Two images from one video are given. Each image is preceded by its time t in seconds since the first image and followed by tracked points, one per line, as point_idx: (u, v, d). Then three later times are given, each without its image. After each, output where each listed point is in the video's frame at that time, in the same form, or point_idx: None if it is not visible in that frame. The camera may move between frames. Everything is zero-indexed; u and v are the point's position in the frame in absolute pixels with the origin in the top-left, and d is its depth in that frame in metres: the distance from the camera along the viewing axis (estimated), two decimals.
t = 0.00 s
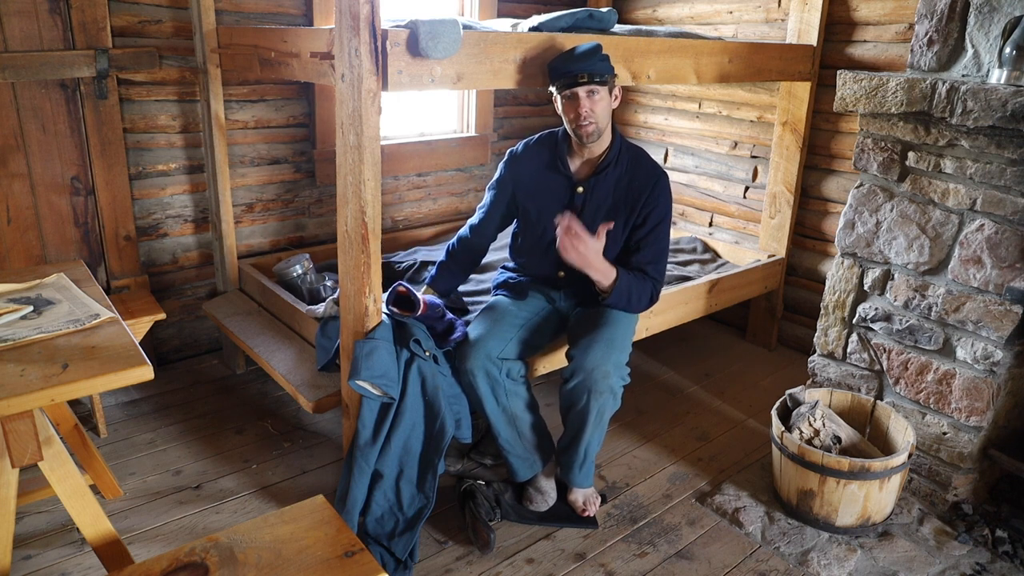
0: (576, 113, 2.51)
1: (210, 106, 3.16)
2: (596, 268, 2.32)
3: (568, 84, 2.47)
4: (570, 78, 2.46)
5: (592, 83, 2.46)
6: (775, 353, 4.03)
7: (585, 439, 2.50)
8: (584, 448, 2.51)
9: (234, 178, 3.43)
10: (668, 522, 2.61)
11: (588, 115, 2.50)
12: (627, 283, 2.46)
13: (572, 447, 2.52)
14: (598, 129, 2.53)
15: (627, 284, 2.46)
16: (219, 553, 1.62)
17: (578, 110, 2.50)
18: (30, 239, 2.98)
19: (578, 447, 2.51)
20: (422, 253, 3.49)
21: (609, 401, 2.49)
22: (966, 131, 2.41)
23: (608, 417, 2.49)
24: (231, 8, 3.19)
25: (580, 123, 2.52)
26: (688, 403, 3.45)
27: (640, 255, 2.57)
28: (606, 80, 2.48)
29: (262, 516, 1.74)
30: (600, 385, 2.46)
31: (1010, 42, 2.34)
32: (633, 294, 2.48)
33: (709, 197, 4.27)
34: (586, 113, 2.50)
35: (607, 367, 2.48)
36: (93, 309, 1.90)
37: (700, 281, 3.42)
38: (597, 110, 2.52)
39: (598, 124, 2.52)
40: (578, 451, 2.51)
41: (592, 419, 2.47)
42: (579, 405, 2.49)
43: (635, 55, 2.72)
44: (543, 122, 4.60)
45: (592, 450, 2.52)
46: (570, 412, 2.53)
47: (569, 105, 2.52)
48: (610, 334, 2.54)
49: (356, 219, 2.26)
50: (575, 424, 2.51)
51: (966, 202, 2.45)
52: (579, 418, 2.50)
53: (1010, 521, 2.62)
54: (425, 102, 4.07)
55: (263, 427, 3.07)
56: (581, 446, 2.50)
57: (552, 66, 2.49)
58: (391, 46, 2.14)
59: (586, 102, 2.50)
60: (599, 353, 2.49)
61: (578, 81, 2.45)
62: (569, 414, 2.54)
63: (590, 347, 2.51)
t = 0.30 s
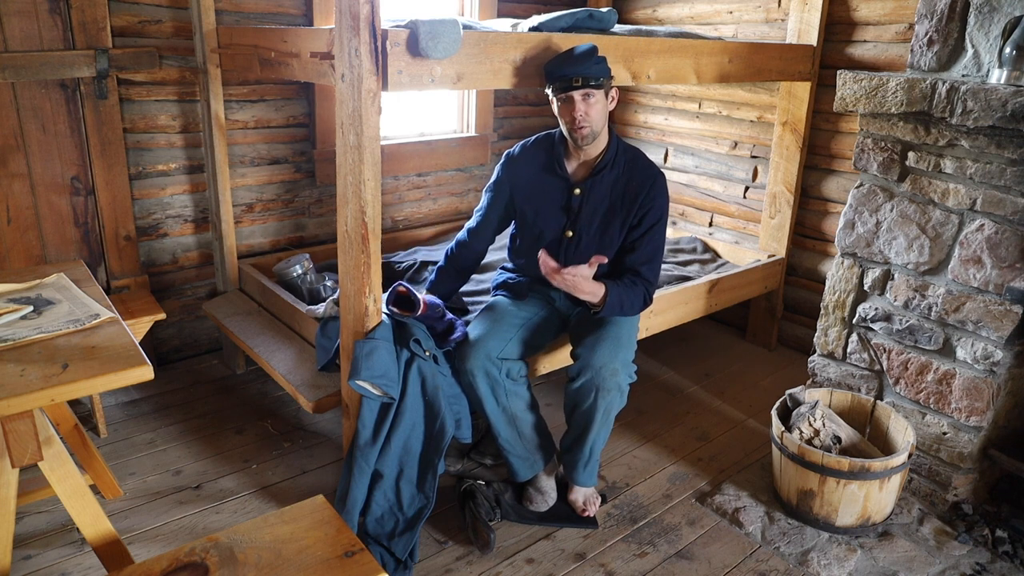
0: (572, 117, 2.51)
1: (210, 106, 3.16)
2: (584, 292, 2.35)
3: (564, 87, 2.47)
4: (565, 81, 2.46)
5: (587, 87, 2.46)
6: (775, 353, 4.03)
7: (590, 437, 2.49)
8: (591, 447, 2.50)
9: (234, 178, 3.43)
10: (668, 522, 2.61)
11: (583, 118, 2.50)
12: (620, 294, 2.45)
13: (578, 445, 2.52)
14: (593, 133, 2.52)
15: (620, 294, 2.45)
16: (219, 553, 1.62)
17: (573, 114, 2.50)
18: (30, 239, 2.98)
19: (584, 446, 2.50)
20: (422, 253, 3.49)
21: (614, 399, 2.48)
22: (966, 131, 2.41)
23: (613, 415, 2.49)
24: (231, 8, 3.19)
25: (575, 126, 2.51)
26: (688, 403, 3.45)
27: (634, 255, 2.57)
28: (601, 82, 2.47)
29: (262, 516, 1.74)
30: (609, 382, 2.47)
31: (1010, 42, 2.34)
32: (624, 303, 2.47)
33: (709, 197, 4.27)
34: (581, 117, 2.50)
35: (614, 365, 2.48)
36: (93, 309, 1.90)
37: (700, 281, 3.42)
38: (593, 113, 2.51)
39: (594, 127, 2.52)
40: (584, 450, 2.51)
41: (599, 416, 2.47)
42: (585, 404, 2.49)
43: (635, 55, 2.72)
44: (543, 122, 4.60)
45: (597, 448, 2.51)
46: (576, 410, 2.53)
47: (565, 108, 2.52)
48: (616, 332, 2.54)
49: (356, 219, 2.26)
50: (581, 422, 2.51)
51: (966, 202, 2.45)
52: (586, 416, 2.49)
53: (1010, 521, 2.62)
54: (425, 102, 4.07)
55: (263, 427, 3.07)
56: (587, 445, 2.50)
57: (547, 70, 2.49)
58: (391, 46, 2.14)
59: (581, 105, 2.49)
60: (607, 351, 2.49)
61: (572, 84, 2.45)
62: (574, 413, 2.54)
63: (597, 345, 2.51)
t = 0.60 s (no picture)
0: (571, 116, 2.51)
1: (210, 106, 3.16)
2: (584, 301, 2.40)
3: (563, 86, 2.47)
4: (564, 80, 2.46)
5: (586, 87, 2.46)
6: (775, 353, 4.03)
7: (590, 437, 2.49)
8: (591, 446, 2.50)
9: (234, 178, 3.43)
10: (668, 522, 2.61)
11: (582, 118, 2.50)
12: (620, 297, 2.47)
13: (578, 445, 2.52)
14: (592, 133, 2.53)
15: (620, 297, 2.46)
16: (219, 553, 1.62)
17: (572, 113, 2.51)
18: (30, 239, 2.98)
19: (584, 445, 2.50)
20: (422, 253, 3.49)
21: (615, 399, 2.48)
22: (966, 131, 2.41)
23: (613, 414, 2.49)
24: (231, 8, 3.19)
25: (574, 126, 2.52)
26: (688, 403, 3.45)
27: (634, 255, 2.57)
28: (600, 82, 2.47)
29: (262, 516, 1.74)
30: (608, 382, 2.47)
31: (1010, 42, 2.34)
32: (624, 306, 2.48)
33: (709, 197, 4.27)
34: (580, 117, 2.50)
35: (615, 365, 2.48)
36: (93, 309, 1.90)
37: (700, 281, 3.42)
38: (592, 113, 2.51)
39: (593, 128, 2.52)
40: (584, 449, 2.51)
41: (599, 416, 2.47)
42: (586, 404, 2.49)
43: (635, 55, 2.73)
44: (543, 122, 4.60)
45: (597, 448, 2.51)
46: (576, 410, 2.53)
47: (564, 107, 2.52)
48: (617, 332, 2.54)
49: (356, 219, 2.26)
50: (581, 422, 2.51)
51: (966, 202, 2.45)
52: (587, 415, 2.49)
53: (1010, 521, 2.62)
54: (425, 102, 4.07)
55: (263, 427, 3.07)
56: (587, 444, 2.50)
57: (546, 68, 2.49)
58: (391, 46, 2.14)
59: (581, 105, 2.50)
60: (608, 351, 2.49)
61: (572, 83, 2.45)
62: (575, 413, 2.54)
63: (597, 345, 2.51)
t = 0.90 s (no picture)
0: (573, 115, 2.51)
1: (209, 106, 3.16)
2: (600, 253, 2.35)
3: (565, 85, 2.47)
4: (567, 79, 2.46)
5: (590, 85, 2.47)
6: (775, 353, 4.03)
7: (593, 435, 2.49)
8: (594, 444, 2.50)
9: (234, 178, 3.43)
10: (668, 522, 2.61)
11: (585, 117, 2.51)
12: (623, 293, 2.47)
13: (581, 443, 2.52)
14: (594, 132, 2.54)
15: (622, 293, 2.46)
16: (219, 553, 1.62)
17: (575, 112, 2.51)
18: (30, 239, 2.98)
19: (587, 443, 2.50)
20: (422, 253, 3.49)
21: (618, 397, 2.48)
22: (966, 131, 2.41)
23: (617, 411, 2.49)
24: (231, 8, 3.19)
25: (577, 125, 2.52)
26: (688, 403, 3.45)
27: (633, 251, 2.56)
28: (603, 81, 2.48)
29: (262, 516, 1.74)
30: (613, 379, 2.47)
31: (1010, 42, 2.34)
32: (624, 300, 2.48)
33: (709, 197, 4.26)
34: (583, 116, 2.50)
35: (619, 362, 2.48)
36: (93, 309, 1.90)
37: (700, 281, 3.42)
38: (595, 112, 2.52)
39: (595, 127, 2.53)
40: (587, 447, 2.51)
41: (602, 413, 2.47)
42: (590, 402, 2.49)
43: (635, 55, 2.73)
44: (543, 122, 4.60)
45: (601, 445, 2.52)
46: (580, 407, 2.53)
47: (567, 106, 2.52)
48: (619, 329, 2.54)
49: (356, 219, 2.26)
50: (584, 419, 2.51)
51: (966, 202, 2.45)
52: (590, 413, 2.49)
53: (1010, 521, 2.62)
54: (425, 102, 4.07)
55: (263, 427, 3.07)
56: (591, 441, 2.50)
57: (550, 68, 2.49)
58: (391, 46, 2.14)
59: (583, 104, 2.50)
60: (611, 348, 2.49)
61: (575, 82, 2.46)
62: (577, 411, 2.54)
63: (600, 342, 2.51)
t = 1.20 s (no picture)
0: (568, 119, 2.51)
1: (210, 106, 3.16)
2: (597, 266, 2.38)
3: (561, 89, 2.46)
4: (563, 83, 2.45)
5: (586, 90, 2.46)
6: (775, 353, 4.03)
7: (602, 430, 2.49)
8: (604, 438, 2.49)
9: (234, 178, 3.43)
10: (668, 522, 2.61)
11: (580, 121, 2.50)
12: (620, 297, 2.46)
13: (590, 438, 2.51)
14: (588, 137, 2.54)
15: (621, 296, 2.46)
16: (219, 553, 1.62)
17: (570, 117, 2.50)
18: (30, 239, 2.98)
19: (596, 438, 2.49)
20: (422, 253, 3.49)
21: (626, 391, 2.48)
22: (966, 131, 2.41)
23: (627, 405, 2.49)
24: (232, 8, 3.19)
25: (572, 129, 2.52)
26: (688, 403, 3.45)
27: (630, 254, 2.55)
28: (599, 86, 2.47)
29: (262, 516, 1.74)
30: (623, 371, 2.47)
31: (1010, 42, 2.34)
32: (624, 302, 2.47)
33: (709, 197, 4.26)
34: (579, 121, 2.50)
35: (628, 356, 2.49)
36: (93, 309, 1.90)
37: (700, 281, 3.42)
38: (589, 116, 2.51)
39: (590, 130, 2.53)
40: (596, 441, 2.50)
41: (612, 407, 2.47)
42: (599, 396, 2.49)
43: (635, 55, 2.73)
44: (543, 122, 4.60)
45: (610, 440, 2.51)
46: (587, 403, 2.52)
47: (562, 110, 2.52)
48: (626, 324, 2.56)
49: (356, 219, 2.26)
50: (592, 415, 2.51)
51: (965, 202, 2.45)
52: (598, 407, 2.49)
53: (1009, 521, 2.62)
54: (425, 102, 4.07)
55: (263, 427, 3.07)
56: (600, 435, 2.49)
57: (545, 70, 2.48)
58: (391, 46, 2.14)
59: (579, 108, 2.49)
60: (620, 342, 2.50)
61: (570, 86, 2.45)
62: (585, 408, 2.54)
63: (607, 337, 2.52)
